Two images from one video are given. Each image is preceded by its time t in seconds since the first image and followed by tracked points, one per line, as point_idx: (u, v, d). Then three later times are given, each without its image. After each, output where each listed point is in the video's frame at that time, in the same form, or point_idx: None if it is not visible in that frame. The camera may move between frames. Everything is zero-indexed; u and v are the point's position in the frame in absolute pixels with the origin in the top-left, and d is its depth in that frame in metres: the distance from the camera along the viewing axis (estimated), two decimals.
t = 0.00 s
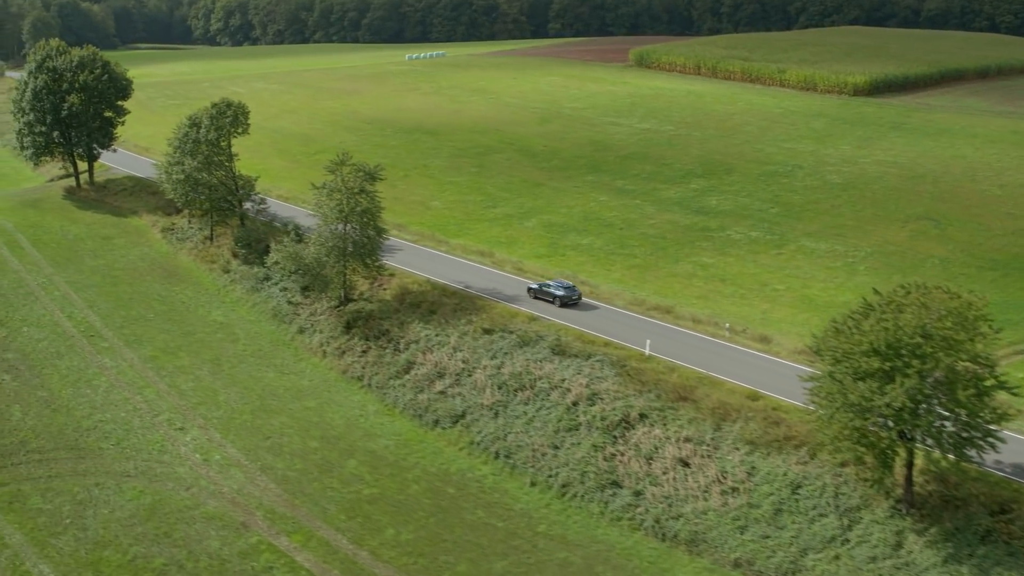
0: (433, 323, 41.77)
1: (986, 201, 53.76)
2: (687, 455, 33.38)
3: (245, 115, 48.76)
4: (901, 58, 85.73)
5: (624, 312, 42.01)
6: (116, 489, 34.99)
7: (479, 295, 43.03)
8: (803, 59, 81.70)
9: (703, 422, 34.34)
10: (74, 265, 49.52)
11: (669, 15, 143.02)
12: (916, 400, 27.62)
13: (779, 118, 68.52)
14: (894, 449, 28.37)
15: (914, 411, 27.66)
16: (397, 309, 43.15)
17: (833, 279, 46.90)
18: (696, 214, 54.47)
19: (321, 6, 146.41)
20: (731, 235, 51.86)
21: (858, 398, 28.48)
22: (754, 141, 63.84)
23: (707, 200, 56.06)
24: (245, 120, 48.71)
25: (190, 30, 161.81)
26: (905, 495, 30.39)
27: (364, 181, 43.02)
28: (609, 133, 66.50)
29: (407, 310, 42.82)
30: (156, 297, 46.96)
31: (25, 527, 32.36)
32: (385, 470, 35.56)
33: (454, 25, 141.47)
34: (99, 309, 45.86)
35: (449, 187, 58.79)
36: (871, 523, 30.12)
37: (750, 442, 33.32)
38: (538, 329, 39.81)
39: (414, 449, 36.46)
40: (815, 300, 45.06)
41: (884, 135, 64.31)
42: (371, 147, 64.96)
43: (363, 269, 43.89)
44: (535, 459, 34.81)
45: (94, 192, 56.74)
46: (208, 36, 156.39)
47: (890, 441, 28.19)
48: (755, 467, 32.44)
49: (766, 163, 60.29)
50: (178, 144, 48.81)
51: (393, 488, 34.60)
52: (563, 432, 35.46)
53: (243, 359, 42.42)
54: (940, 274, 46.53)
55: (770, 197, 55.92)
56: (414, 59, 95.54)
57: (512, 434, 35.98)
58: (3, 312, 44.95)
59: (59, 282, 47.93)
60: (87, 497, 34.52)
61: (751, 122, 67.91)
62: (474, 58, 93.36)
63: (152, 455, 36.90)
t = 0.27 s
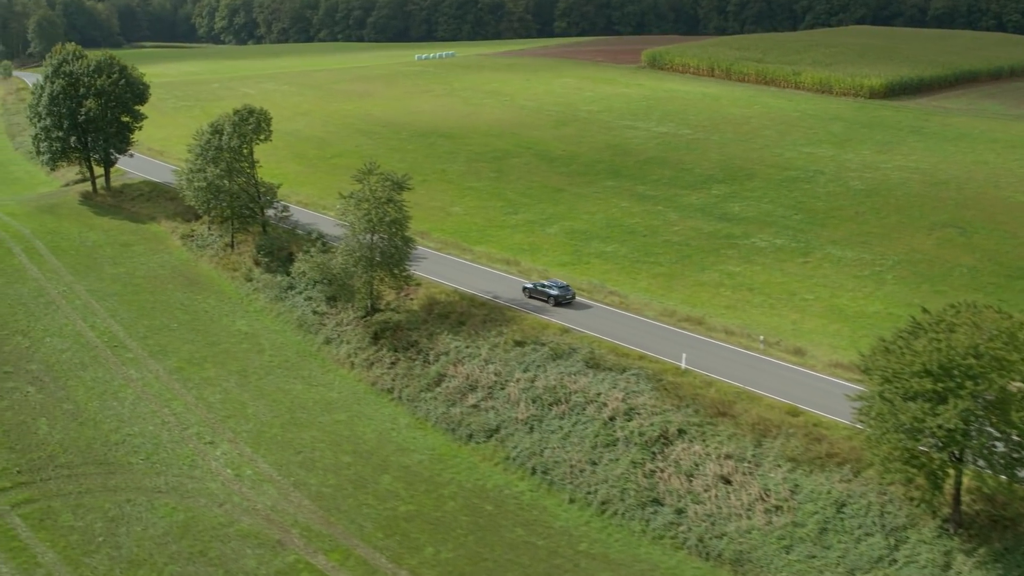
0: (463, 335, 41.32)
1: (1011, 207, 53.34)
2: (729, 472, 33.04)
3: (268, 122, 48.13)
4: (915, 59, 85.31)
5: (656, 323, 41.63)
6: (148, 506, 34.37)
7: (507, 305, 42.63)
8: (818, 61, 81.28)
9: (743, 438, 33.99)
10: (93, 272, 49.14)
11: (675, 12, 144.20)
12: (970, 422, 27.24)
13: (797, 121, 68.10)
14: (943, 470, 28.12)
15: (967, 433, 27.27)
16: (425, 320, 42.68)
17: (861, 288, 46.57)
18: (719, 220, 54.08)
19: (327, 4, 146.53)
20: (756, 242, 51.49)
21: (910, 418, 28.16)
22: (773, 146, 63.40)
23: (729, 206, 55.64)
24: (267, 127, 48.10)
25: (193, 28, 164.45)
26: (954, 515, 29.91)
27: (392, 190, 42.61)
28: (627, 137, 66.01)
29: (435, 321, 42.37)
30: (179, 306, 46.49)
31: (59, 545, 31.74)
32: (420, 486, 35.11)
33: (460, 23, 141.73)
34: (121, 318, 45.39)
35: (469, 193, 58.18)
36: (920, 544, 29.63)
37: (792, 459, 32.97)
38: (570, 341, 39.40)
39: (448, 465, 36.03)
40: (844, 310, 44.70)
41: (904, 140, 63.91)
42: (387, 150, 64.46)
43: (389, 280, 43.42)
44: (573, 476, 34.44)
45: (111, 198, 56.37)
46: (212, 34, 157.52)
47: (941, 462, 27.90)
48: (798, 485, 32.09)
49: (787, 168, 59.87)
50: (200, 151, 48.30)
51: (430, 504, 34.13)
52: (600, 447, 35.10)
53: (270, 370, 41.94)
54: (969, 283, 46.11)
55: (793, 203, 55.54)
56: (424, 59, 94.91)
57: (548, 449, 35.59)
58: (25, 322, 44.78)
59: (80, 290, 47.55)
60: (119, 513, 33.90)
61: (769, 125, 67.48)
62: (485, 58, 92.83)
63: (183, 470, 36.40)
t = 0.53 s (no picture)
0: (493, 347, 40.90)
1: None
2: (771, 491, 32.67)
3: (290, 130, 47.82)
4: (929, 61, 85.00)
5: (687, 335, 41.26)
6: (180, 523, 33.51)
7: (536, 316, 42.24)
8: (832, 64, 80.92)
9: (784, 456, 33.68)
10: (113, 280, 48.67)
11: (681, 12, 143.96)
12: None
13: (815, 125, 67.70)
14: (996, 493, 27.78)
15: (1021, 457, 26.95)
16: (454, 331, 42.26)
17: (890, 298, 46.23)
18: (743, 227, 53.71)
19: (331, 4, 145.90)
20: (781, 250, 51.11)
21: (961, 441, 27.86)
22: (793, 151, 63.02)
23: (752, 213, 55.24)
24: (290, 135, 47.75)
25: (196, 26, 165.60)
26: (1004, 536, 29.38)
27: (420, 201, 42.18)
28: (645, 141, 65.54)
29: (464, 333, 41.92)
30: (202, 315, 45.97)
31: (91, 565, 30.81)
32: (456, 502, 34.62)
33: (466, 21, 141.36)
34: (144, 328, 44.86)
35: (488, 199, 57.66)
36: (970, 565, 29.05)
37: (834, 477, 32.64)
38: (603, 355, 39.02)
39: (483, 481, 35.59)
40: (874, 321, 44.37)
41: (924, 145, 63.59)
42: (403, 155, 63.89)
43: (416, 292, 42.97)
44: (612, 493, 34.07)
45: (128, 204, 55.96)
46: (216, 32, 158.43)
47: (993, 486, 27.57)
48: (842, 504, 31.70)
49: (808, 174, 59.48)
50: (222, 159, 47.88)
51: (467, 521, 33.59)
52: (638, 464, 34.75)
53: (298, 383, 41.44)
54: (998, 293, 45.81)
55: (816, 210, 55.14)
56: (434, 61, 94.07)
57: (585, 466, 35.22)
58: (47, 332, 44.35)
59: (100, 299, 47.05)
60: (151, 532, 33.11)
61: (787, 129, 67.04)
62: (496, 60, 92.24)
63: (214, 486, 35.76)
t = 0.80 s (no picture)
0: (520, 358, 40.52)
1: None
2: (808, 507, 32.21)
3: (312, 137, 47.67)
4: (943, 63, 84.66)
5: (716, 346, 40.95)
6: (212, 539, 33.09)
7: (563, 326, 41.88)
8: (846, 67, 80.56)
9: (820, 471, 33.30)
10: (133, 288, 48.27)
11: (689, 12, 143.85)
12: None
13: (832, 130, 67.33)
14: None
15: None
16: (480, 342, 41.86)
17: (916, 307, 45.92)
18: (765, 234, 53.39)
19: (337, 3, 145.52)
20: (805, 258, 50.78)
21: (1008, 462, 27.55)
22: (812, 156, 62.68)
23: (774, 219, 54.89)
24: (311, 142, 47.58)
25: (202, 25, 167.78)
26: None
27: (446, 210, 41.76)
28: (662, 146, 65.15)
29: (491, 344, 41.54)
30: (224, 324, 45.54)
31: None
32: (488, 517, 34.17)
33: (473, 20, 141.25)
34: (166, 338, 44.45)
35: (507, 205, 57.25)
36: None
37: (872, 493, 32.18)
38: (633, 367, 38.71)
39: (515, 495, 35.21)
40: (902, 331, 44.04)
41: (943, 150, 63.27)
42: (419, 160, 63.45)
43: (441, 303, 42.48)
44: (646, 508, 33.74)
45: (144, 210, 55.59)
46: (222, 31, 160.48)
47: None
48: (880, 520, 31.12)
49: (828, 180, 59.15)
50: (243, 166, 47.51)
51: (500, 537, 33.09)
52: (672, 479, 34.40)
53: (323, 394, 41.04)
54: None
55: (837, 217, 54.83)
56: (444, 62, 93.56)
57: (618, 480, 34.89)
58: (68, 341, 43.98)
59: (120, 308, 46.66)
60: (180, 548, 32.55)
61: (804, 134, 66.65)
62: (507, 61, 91.81)
63: (243, 500, 35.26)
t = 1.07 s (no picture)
0: (552, 371, 40.10)
1: None
2: (852, 526, 31.70)
3: (336, 145, 46.96)
4: (958, 66, 84.19)
5: (749, 359, 40.56)
6: (246, 557, 32.34)
7: (594, 339, 41.48)
8: (862, 70, 80.09)
9: (863, 489, 32.85)
10: (155, 298, 47.78)
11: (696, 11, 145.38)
12: None
13: (852, 135, 66.89)
14: None
15: None
16: (511, 354, 41.40)
17: (947, 318, 45.51)
18: (790, 242, 52.99)
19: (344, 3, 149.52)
20: (831, 267, 50.40)
21: None
22: (833, 162, 62.28)
23: (798, 227, 54.48)
24: (335, 150, 46.85)
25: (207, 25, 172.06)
26: None
27: (476, 222, 41.18)
28: (681, 151, 64.72)
29: (521, 356, 41.10)
30: (248, 335, 45.05)
31: None
32: (526, 535, 33.66)
33: (479, 19, 144.01)
34: (191, 349, 43.95)
35: (529, 212, 56.74)
36: None
37: (916, 512, 31.69)
38: (669, 381, 38.34)
39: (552, 513, 34.76)
40: (934, 342, 43.60)
41: (965, 156, 62.88)
42: (437, 165, 62.95)
43: (471, 316, 41.97)
44: (687, 527, 33.38)
45: (162, 216, 55.07)
46: (228, 31, 163.90)
47: None
48: (927, 540, 30.57)
49: (851, 187, 58.74)
50: (266, 175, 46.94)
51: (539, 557, 32.55)
52: (713, 497, 34.03)
53: (352, 407, 40.57)
54: None
55: (862, 225, 54.48)
56: (455, 63, 93.00)
57: (657, 498, 34.51)
58: (92, 353, 43.49)
59: (143, 318, 46.16)
60: (215, 567, 31.85)
61: (824, 139, 66.22)
62: (519, 63, 91.30)
63: (276, 518, 34.61)
